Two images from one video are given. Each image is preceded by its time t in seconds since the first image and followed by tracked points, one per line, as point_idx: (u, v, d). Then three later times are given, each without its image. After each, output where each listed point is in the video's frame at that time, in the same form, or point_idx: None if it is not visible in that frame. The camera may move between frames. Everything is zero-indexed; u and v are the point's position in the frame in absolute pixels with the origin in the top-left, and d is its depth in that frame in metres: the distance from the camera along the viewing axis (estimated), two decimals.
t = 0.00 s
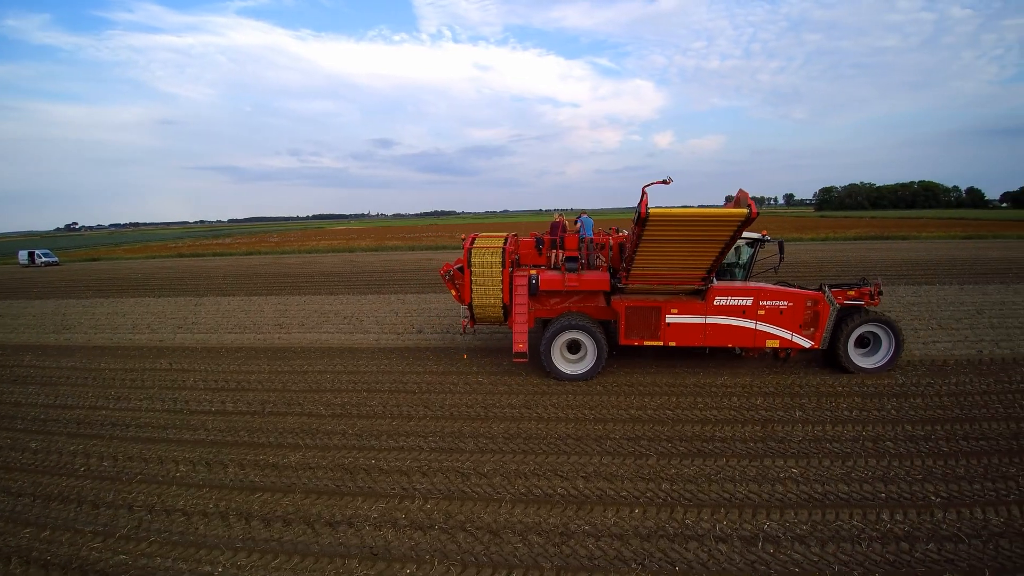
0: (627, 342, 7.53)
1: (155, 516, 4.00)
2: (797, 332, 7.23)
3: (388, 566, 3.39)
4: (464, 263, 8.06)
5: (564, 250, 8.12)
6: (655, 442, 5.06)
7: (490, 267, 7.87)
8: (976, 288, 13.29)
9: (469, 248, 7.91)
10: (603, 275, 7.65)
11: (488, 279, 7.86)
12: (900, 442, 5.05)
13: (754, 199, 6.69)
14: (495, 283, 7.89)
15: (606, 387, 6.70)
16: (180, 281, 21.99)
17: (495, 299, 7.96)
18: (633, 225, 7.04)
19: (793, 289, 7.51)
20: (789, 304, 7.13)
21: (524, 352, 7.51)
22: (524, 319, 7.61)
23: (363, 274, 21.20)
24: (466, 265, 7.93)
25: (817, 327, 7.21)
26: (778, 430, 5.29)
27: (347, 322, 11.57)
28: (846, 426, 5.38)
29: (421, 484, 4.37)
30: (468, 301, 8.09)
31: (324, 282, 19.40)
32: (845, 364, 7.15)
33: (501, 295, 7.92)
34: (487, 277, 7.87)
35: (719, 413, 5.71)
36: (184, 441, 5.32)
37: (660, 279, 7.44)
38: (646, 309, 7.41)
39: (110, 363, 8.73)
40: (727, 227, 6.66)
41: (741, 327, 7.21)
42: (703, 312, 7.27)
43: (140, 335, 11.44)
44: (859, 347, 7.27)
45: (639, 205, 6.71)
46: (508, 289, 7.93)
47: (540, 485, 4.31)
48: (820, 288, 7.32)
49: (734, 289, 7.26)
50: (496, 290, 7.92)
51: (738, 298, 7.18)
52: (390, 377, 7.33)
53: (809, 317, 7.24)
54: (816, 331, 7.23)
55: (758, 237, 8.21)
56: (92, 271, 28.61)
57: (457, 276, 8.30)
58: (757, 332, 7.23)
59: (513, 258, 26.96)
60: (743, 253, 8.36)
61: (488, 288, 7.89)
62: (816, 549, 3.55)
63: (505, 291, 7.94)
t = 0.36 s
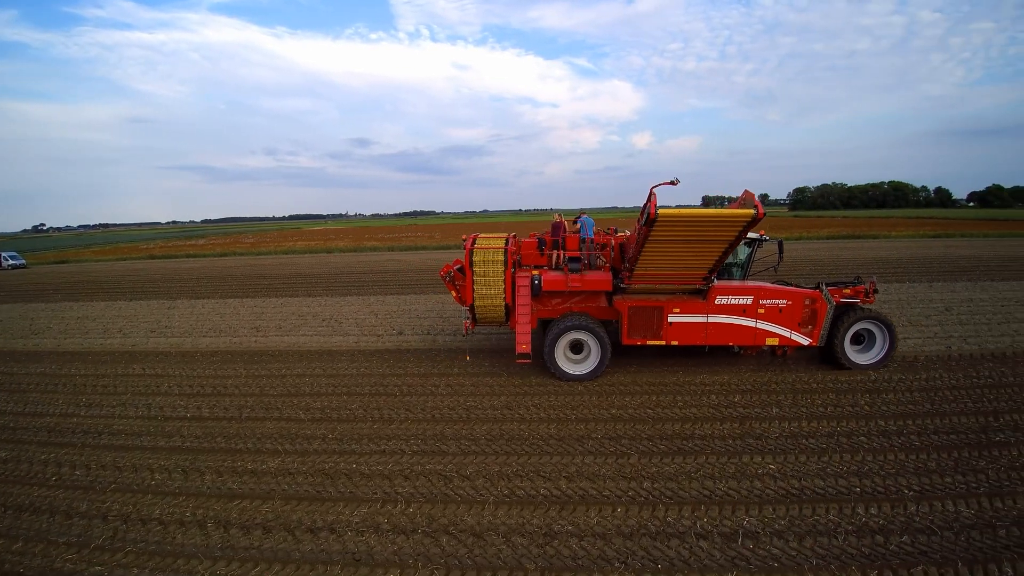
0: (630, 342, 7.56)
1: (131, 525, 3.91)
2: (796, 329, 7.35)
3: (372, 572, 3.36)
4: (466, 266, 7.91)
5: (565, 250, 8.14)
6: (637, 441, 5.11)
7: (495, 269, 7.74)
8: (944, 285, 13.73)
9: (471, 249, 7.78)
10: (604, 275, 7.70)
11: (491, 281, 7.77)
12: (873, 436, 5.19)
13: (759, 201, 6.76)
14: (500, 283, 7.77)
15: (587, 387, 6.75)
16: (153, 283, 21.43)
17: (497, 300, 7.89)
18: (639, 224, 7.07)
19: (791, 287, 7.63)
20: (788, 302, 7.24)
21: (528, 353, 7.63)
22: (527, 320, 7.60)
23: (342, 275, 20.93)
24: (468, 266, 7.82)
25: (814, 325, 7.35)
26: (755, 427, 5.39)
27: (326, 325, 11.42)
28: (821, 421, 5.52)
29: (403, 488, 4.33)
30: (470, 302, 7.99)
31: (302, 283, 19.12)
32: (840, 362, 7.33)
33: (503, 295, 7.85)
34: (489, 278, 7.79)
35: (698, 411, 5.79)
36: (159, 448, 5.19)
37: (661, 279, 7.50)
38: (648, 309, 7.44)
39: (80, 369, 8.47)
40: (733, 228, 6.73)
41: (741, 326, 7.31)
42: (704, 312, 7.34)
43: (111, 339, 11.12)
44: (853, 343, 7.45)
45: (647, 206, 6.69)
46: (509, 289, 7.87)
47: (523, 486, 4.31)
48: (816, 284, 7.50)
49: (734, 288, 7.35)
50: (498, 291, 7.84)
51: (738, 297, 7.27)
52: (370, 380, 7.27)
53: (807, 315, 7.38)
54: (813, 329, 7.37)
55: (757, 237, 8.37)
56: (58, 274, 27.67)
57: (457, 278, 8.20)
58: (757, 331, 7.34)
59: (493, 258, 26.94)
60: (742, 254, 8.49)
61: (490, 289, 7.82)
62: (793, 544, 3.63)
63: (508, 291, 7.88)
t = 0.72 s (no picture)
0: (624, 340, 7.63)
1: (95, 537, 3.78)
2: (784, 326, 7.55)
3: None
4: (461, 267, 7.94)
5: (559, 250, 8.19)
6: (610, 438, 5.17)
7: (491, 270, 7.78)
8: (903, 282, 14.30)
9: (466, 250, 7.73)
10: (599, 275, 7.77)
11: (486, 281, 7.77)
12: (837, 429, 5.37)
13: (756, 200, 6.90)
14: (494, 284, 7.81)
15: (560, 386, 6.80)
16: (113, 287, 20.65)
17: (490, 300, 7.89)
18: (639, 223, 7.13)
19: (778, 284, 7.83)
20: (777, 299, 7.43)
21: (523, 352, 7.54)
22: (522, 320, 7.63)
23: (313, 277, 20.54)
24: (464, 266, 7.79)
25: (802, 321, 7.57)
26: (725, 422, 5.52)
27: (297, 328, 11.20)
28: (788, 416, 5.69)
29: (377, 492, 4.29)
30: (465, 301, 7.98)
31: (271, 286, 18.71)
32: (825, 356, 7.59)
33: (498, 296, 7.85)
34: (483, 278, 7.77)
35: (670, 408, 5.90)
36: (123, 457, 5.02)
37: (656, 278, 7.63)
38: (643, 307, 7.51)
39: (36, 377, 8.11)
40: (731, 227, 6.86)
41: (732, 323, 7.47)
42: (696, 309, 7.46)
43: (69, 346, 10.68)
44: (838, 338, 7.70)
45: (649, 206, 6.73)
46: (505, 289, 7.87)
47: (499, 486, 4.32)
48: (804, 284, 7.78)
49: (725, 286, 7.49)
50: (492, 291, 7.84)
51: (729, 295, 7.42)
52: (342, 383, 7.16)
53: (795, 312, 7.58)
54: (801, 325, 7.58)
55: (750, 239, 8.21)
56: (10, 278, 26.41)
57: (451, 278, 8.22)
58: (748, 327, 7.51)
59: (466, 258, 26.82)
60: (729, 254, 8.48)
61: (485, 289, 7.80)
62: (762, 536, 3.73)
63: (502, 291, 7.88)
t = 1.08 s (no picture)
0: (626, 338, 7.69)
1: (70, 545, 3.71)
2: (781, 323, 7.70)
3: None
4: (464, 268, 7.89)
5: (560, 250, 8.24)
6: (591, 437, 5.23)
7: (492, 271, 7.73)
8: (875, 280, 14.71)
9: (467, 250, 7.72)
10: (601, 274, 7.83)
11: (487, 282, 7.77)
12: (811, 425, 5.52)
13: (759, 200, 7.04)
14: (496, 284, 7.78)
15: (542, 386, 6.84)
16: (82, 290, 20.08)
17: (492, 300, 7.88)
18: (645, 222, 7.23)
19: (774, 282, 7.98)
20: (774, 297, 7.57)
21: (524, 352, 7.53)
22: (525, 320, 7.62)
23: (292, 278, 20.27)
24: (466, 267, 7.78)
25: (799, 318, 7.72)
26: (704, 419, 5.63)
27: (275, 330, 11.05)
28: (764, 412, 5.82)
29: (359, 495, 4.28)
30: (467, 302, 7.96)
31: (249, 288, 18.41)
32: (820, 352, 7.77)
33: (500, 296, 7.85)
34: (485, 279, 7.76)
35: (650, 406, 6.00)
36: (97, 464, 4.91)
37: (657, 277, 7.80)
38: (645, 306, 7.57)
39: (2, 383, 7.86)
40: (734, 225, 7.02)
41: (731, 321, 7.59)
42: (696, 308, 7.55)
43: (37, 351, 10.36)
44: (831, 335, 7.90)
45: (656, 206, 6.84)
46: (507, 289, 7.88)
47: (481, 487, 4.35)
48: (797, 281, 7.96)
49: (725, 284, 7.60)
50: (494, 292, 7.84)
51: (729, 293, 7.54)
52: (322, 386, 7.10)
53: (791, 309, 7.74)
54: (797, 321, 7.73)
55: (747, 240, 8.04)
56: None
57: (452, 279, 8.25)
58: (746, 324, 7.64)
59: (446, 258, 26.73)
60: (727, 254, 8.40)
61: (487, 289, 7.81)
62: (738, 530, 3.83)
63: (504, 291, 7.89)
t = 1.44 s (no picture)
0: (631, 336, 7.73)
1: (50, 553, 3.62)
2: (783, 320, 7.82)
3: None
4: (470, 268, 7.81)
5: (565, 250, 8.23)
6: (576, 437, 5.24)
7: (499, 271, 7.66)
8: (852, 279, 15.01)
9: (475, 250, 7.60)
10: (607, 274, 7.91)
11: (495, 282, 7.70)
12: (792, 421, 5.61)
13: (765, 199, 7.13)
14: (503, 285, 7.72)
15: (527, 386, 6.85)
16: (56, 292, 19.57)
17: (498, 300, 7.82)
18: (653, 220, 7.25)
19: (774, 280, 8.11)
20: (776, 294, 7.70)
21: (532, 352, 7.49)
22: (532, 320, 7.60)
23: (274, 279, 20.01)
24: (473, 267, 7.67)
25: (799, 316, 7.84)
26: (688, 417, 5.69)
27: (257, 332, 10.89)
28: (747, 409, 5.91)
29: (344, 497, 4.24)
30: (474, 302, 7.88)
31: (230, 289, 18.13)
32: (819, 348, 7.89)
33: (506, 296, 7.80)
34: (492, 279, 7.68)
35: (635, 404, 6.04)
36: (74, 470, 4.79)
37: (660, 275, 7.86)
38: (650, 304, 7.63)
39: None
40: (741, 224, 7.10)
41: (733, 318, 7.68)
42: (701, 305, 7.63)
43: (10, 355, 10.08)
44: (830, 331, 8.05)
45: (666, 204, 6.85)
46: (513, 288, 7.85)
47: (467, 487, 4.34)
48: (798, 280, 8.14)
49: (728, 282, 7.70)
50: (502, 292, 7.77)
51: (732, 290, 7.64)
52: (306, 388, 7.02)
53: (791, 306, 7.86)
54: (798, 319, 7.85)
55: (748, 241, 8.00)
56: None
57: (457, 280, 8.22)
58: (749, 322, 7.74)
59: (430, 258, 26.64)
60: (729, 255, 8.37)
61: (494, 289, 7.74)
62: (722, 525, 3.87)
63: (511, 291, 7.85)
